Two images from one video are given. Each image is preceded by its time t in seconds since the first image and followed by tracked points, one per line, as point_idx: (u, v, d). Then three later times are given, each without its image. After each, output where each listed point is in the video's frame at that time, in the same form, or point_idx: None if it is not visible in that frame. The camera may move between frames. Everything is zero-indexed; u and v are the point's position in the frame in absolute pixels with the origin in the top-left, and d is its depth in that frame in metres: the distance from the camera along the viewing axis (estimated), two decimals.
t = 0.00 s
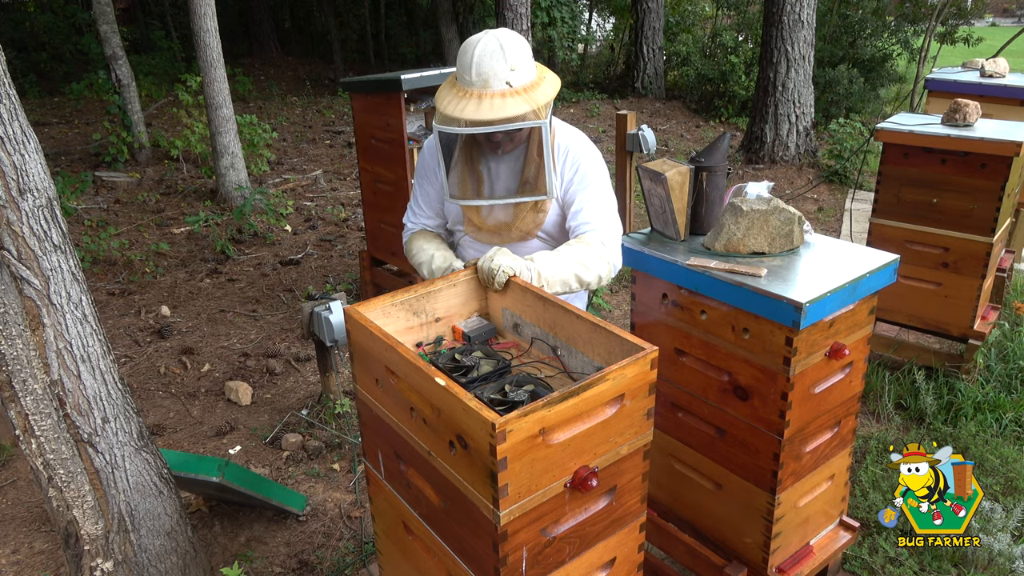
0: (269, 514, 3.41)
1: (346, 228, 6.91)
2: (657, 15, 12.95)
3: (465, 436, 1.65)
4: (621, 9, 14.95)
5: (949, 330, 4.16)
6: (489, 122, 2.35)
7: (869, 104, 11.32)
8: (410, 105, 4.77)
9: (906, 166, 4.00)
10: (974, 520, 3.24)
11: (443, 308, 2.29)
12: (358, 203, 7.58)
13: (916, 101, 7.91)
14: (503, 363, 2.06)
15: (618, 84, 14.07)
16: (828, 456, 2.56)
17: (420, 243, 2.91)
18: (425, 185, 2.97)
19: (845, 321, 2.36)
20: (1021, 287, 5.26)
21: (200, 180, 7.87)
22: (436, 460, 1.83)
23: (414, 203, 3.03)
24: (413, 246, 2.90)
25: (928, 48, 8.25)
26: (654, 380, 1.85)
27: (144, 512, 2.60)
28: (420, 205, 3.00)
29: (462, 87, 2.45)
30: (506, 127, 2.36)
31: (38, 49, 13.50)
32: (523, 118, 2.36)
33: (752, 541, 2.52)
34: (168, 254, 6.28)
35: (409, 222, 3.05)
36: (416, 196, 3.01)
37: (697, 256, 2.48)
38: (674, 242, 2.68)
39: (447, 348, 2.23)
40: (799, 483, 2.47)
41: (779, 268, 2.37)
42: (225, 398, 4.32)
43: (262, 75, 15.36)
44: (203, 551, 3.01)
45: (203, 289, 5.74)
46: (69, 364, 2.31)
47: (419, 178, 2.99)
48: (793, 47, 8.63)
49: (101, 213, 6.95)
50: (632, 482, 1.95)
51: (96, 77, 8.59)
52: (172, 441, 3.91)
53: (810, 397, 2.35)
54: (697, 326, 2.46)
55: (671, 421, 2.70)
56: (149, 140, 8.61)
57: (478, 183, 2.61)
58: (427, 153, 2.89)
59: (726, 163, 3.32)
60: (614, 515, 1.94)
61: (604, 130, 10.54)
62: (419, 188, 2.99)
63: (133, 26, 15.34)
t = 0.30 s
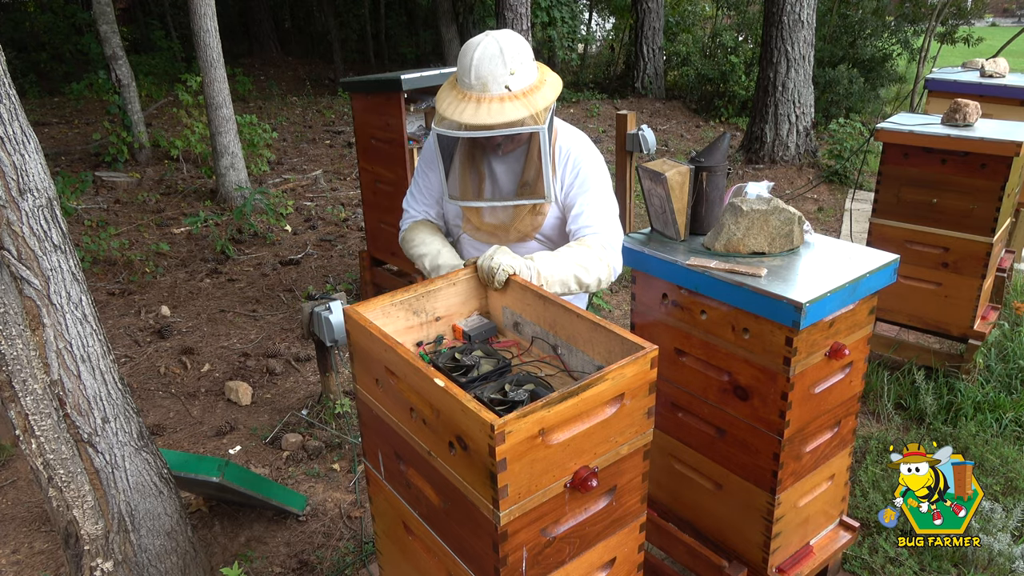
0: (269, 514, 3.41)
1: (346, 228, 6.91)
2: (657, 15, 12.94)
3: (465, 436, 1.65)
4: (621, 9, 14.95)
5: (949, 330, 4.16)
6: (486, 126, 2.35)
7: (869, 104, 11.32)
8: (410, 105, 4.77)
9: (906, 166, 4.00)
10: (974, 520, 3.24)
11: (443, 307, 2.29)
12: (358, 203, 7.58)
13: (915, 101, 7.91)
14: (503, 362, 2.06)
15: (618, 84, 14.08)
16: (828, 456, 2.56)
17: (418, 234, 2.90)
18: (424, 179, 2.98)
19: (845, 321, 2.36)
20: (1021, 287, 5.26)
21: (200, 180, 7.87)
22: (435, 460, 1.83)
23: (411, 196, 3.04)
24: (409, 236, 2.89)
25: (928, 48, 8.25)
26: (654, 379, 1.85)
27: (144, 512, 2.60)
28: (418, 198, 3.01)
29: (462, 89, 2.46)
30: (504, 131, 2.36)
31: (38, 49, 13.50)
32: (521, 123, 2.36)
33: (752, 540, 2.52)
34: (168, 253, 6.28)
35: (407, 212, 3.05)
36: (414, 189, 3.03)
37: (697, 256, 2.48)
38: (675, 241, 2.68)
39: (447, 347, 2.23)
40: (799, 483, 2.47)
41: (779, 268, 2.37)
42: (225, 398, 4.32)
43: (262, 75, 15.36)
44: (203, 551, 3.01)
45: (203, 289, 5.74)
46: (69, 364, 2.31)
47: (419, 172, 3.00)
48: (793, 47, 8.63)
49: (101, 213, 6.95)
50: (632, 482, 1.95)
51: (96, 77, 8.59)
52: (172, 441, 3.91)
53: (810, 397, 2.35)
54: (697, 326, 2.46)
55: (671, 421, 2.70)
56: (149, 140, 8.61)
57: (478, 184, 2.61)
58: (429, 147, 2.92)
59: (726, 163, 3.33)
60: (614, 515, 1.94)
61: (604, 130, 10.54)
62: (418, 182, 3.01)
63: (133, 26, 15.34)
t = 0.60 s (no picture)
0: (269, 514, 3.41)
1: (346, 228, 6.91)
2: (657, 15, 12.94)
3: (465, 437, 1.65)
4: (621, 9, 14.95)
5: (949, 330, 4.16)
6: (489, 126, 2.36)
7: (869, 104, 11.32)
8: (410, 105, 4.77)
9: (906, 166, 4.00)
10: (974, 520, 3.24)
11: (442, 306, 2.29)
12: (358, 203, 7.58)
13: (916, 101, 7.90)
14: (502, 360, 2.06)
15: (619, 84, 14.08)
16: (828, 456, 2.56)
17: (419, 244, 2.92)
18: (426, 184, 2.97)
19: (845, 321, 2.36)
20: (1021, 287, 5.26)
21: (200, 180, 7.87)
22: (435, 460, 1.83)
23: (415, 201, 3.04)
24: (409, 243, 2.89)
25: (928, 48, 8.24)
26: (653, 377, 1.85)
27: (144, 512, 2.60)
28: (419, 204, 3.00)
29: (465, 89, 2.46)
30: (508, 130, 2.36)
31: (38, 49, 13.50)
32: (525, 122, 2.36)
33: (752, 540, 2.52)
34: (168, 253, 6.28)
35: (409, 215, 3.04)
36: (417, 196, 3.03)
37: (697, 256, 2.48)
38: (674, 242, 2.68)
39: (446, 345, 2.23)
40: (799, 483, 2.47)
41: (779, 268, 2.37)
42: (225, 398, 4.32)
43: (262, 75, 15.36)
44: (203, 551, 3.01)
45: (203, 289, 5.74)
46: (69, 364, 2.31)
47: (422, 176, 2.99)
48: (793, 47, 8.62)
49: (101, 213, 6.95)
50: (632, 482, 1.95)
51: (96, 77, 8.59)
52: (172, 441, 3.90)
53: (810, 397, 2.35)
54: (697, 326, 2.46)
55: (671, 421, 2.70)
56: (149, 140, 8.61)
57: (480, 184, 2.60)
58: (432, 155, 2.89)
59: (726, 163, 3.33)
60: (614, 515, 1.94)
61: (604, 130, 10.54)
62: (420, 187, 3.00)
63: (133, 26, 15.34)
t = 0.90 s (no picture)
0: (269, 514, 3.41)
1: (346, 228, 6.91)
2: (657, 15, 12.94)
3: (464, 438, 1.64)
4: (621, 9, 14.95)
5: (949, 330, 4.16)
6: (485, 131, 2.36)
7: (869, 104, 11.32)
8: (410, 105, 4.77)
9: (906, 166, 4.00)
10: (974, 520, 3.24)
11: (438, 303, 2.29)
12: (358, 203, 7.58)
13: (916, 101, 7.90)
14: (500, 358, 2.06)
15: (619, 84, 14.08)
16: (828, 455, 2.56)
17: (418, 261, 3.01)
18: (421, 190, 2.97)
19: (845, 321, 2.36)
20: (1021, 287, 5.26)
21: (200, 180, 7.87)
22: (434, 461, 1.83)
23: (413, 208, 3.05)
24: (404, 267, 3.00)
25: (928, 48, 8.24)
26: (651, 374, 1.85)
27: (144, 512, 2.60)
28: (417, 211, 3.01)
29: (458, 95, 2.45)
30: (504, 134, 2.36)
31: (38, 49, 13.50)
32: (522, 124, 2.38)
33: (752, 540, 2.52)
34: (168, 253, 6.28)
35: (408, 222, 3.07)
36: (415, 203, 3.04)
37: (697, 256, 2.48)
38: (675, 241, 2.68)
39: (444, 343, 2.23)
40: (799, 483, 2.47)
41: (779, 268, 2.37)
42: (225, 398, 4.32)
43: (262, 75, 15.35)
44: (203, 551, 3.01)
45: (203, 289, 5.74)
46: (69, 364, 2.31)
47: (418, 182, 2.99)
48: (793, 47, 8.62)
49: (101, 213, 6.95)
50: (632, 482, 1.95)
51: (96, 77, 8.59)
52: (172, 441, 3.91)
53: (810, 396, 2.35)
54: (697, 325, 2.46)
55: (671, 421, 2.70)
56: (149, 140, 8.61)
57: (476, 186, 2.62)
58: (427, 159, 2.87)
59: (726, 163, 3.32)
60: (614, 515, 1.94)
61: (604, 130, 10.54)
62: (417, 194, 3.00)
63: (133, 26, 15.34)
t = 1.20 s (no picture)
0: (269, 514, 3.41)
1: (346, 228, 6.91)
2: (657, 16, 12.93)
3: (464, 439, 1.64)
4: (621, 9, 14.96)
5: (948, 330, 4.16)
6: (548, 102, 2.36)
7: (869, 104, 11.32)
8: (410, 105, 4.77)
9: (906, 166, 4.00)
10: (974, 520, 3.24)
11: (435, 304, 2.29)
12: (358, 203, 7.58)
13: (916, 101, 7.89)
14: (498, 358, 2.06)
15: (619, 84, 14.08)
16: (828, 456, 2.56)
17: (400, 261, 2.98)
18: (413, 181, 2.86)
19: (845, 321, 2.36)
20: (1021, 287, 5.26)
21: (200, 180, 7.87)
22: (434, 461, 1.83)
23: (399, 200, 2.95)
24: (395, 263, 2.89)
25: (928, 48, 8.23)
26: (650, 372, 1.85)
27: (144, 512, 2.60)
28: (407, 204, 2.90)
29: (502, 79, 2.40)
30: (568, 104, 2.41)
31: (38, 49, 13.50)
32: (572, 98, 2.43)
33: (752, 540, 2.52)
34: (168, 253, 6.28)
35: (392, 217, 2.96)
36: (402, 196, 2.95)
37: (697, 256, 2.48)
38: (675, 242, 2.68)
39: (441, 343, 2.23)
40: (799, 483, 2.47)
41: (779, 268, 2.37)
42: (225, 398, 4.32)
43: (262, 75, 15.35)
44: (203, 551, 3.01)
45: (202, 289, 5.74)
46: (69, 364, 2.31)
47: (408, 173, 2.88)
48: (793, 47, 8.62)
49: (101, 213, 6.95)
50: (632, 482, 1.95)
51: (95, 77, 8.59)
52: (172, 441, 3.91)
53: (810, 397, 2.35)
54: (697, 326, 2.46)
55: (671, 421, 2.70)
56: (149, 140, 8.62)
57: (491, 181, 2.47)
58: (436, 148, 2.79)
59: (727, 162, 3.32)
60: (614, 515, 1.94)
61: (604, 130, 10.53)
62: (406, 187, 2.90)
63: (133, 26, 15.34)
